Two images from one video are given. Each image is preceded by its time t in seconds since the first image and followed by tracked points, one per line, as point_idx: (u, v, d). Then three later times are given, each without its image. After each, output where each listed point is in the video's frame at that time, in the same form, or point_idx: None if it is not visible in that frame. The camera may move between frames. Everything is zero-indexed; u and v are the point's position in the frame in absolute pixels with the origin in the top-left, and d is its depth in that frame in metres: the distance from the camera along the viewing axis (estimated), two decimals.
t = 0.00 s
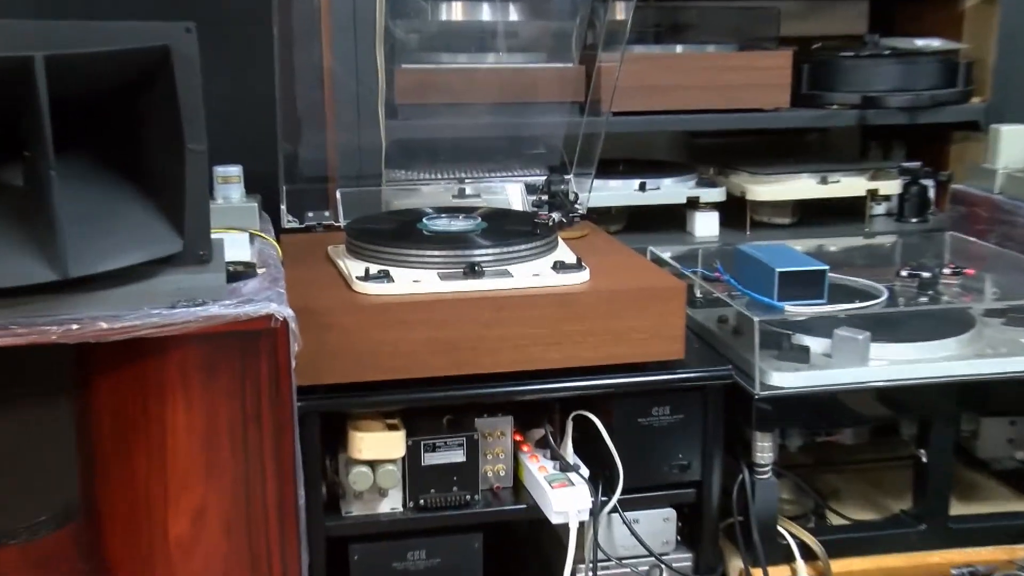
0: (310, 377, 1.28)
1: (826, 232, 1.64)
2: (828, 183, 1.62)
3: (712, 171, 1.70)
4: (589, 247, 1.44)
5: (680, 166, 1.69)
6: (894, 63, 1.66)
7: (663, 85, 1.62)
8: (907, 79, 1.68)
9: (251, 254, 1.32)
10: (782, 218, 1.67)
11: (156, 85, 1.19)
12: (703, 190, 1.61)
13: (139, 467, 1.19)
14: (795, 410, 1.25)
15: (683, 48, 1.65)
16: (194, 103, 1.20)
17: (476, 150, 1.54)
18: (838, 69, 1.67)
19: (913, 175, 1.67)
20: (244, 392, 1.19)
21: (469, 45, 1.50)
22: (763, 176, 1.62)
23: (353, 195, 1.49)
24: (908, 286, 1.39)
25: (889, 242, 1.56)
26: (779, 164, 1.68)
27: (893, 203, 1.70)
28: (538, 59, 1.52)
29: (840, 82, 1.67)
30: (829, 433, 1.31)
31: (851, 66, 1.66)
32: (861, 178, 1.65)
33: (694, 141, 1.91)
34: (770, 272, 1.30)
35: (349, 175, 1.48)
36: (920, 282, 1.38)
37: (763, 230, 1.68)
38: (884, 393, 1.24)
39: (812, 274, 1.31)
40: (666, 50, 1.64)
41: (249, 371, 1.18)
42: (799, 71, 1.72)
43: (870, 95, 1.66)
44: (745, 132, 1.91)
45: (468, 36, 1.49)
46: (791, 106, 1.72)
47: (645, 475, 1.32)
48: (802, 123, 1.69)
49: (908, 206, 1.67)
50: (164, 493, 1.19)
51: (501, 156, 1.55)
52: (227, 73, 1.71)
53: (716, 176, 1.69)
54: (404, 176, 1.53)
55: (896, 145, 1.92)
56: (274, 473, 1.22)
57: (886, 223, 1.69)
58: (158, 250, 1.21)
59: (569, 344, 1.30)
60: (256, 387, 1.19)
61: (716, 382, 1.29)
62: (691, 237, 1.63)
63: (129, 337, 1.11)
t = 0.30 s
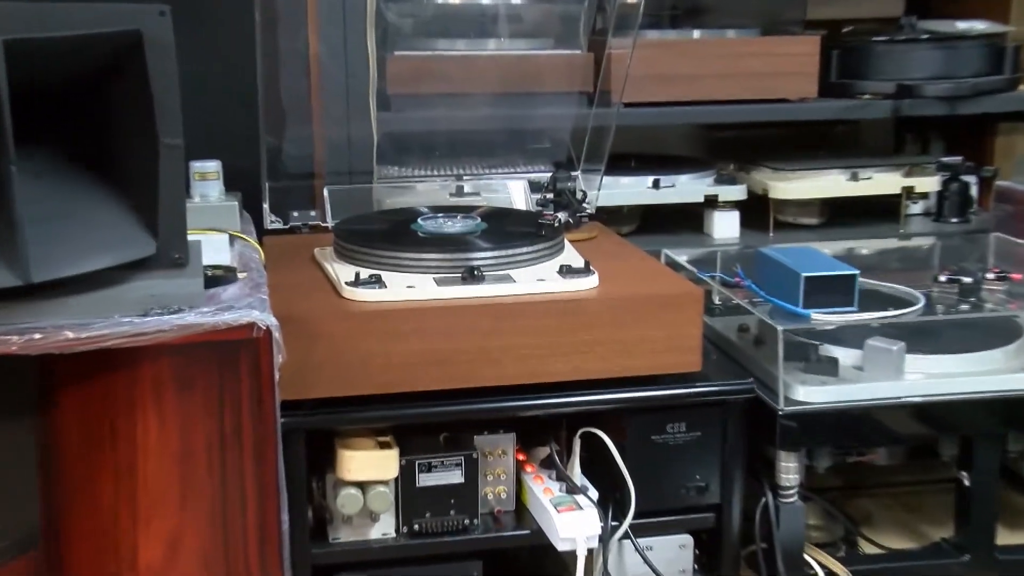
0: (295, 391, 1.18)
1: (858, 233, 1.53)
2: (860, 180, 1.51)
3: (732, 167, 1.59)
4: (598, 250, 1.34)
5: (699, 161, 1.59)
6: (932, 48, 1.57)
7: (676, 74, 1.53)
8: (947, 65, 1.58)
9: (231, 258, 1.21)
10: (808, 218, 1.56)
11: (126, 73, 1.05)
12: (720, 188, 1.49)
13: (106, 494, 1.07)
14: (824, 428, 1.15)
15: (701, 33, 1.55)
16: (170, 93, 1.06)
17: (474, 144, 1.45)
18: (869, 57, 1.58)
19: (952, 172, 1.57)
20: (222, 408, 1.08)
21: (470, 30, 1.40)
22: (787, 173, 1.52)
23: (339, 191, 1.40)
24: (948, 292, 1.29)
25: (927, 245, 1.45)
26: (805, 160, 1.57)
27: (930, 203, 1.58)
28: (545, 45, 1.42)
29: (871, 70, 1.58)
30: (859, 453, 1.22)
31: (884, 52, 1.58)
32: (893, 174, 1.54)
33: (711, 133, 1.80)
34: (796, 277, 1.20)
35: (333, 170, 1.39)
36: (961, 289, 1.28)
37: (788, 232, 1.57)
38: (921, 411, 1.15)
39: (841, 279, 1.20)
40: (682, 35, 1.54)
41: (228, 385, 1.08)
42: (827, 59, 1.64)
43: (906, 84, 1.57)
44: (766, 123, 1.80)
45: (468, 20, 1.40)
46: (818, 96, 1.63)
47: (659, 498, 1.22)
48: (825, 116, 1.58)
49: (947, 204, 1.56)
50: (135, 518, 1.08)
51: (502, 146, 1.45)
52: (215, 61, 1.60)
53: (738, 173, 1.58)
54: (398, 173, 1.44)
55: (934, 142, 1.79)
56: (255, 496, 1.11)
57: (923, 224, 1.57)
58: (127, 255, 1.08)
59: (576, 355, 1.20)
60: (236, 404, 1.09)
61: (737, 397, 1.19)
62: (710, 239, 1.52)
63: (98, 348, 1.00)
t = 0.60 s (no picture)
0: (276, 408, 1.08)
1: (894, 236, 1.43)
2: (897, 177, 1.41)
3: (755, 163, 1.50)
4: (608, 254, 1.23)
5: (721, 157, 1.48)
6: (976, 33, 1.47)
7: (695, 61, 1.44)
8: (993, 49, 1.48)
9: (209, 261, 1.11)
10: (837, 219, 1.46)
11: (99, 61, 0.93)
12: (740, 185, 1.40)
13: (70, 524, 0.96)
14: (857, 449, 1.05)
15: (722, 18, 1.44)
16: (145, 84, 0.93)
17: (471, 139, 1.34)
18: (906, 40, 1.49)
19: (997, 167, 1.48)
20: (199, 428, 0.97)
21: (468, 15, 1.31)
22: (815, 170, 1.41)
23: (324, 187, 1.31)
24: (993, 300, 1.19)
25: (971, 247, 1.35)
26: (831, 155, 1.47)
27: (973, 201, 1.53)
28: (549, 30, 1.33)
29: (909, 54, 1.48)
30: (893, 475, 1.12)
31: (924, 35, 1.48)
32: (936, 170, 1.44)
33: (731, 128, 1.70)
34: (826, 284, 1.10)
35: (317, 168, 1.30)
36: (1009, 296, 1.18)
37: (816, 233, 1.47)
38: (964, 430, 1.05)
39: (874, 285, 1.10)
40: (701, 18, 1.45)
41: (207, 403, 0.97)
42: (859, 43, 1.55)
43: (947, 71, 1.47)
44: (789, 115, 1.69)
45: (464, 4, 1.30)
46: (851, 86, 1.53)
47: (675, 524, 1.12)
48: (848, 106, 1.49)
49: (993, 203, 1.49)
50: (100, 552, 0.96)
51: (500, 143, 1.35)
52: (203, 47, 1.50)
53: (762, 171, 1.47)
54: (392, 169, 1.34)
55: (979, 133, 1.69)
56: (236, 528, 1.00)
57: (967, 222, 1.50)
58: (92, 260, 0.95)
59: (583, 367, 1.10)
60: (214, 423, 0.97)
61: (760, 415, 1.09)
62: (732, 241, 1.42)
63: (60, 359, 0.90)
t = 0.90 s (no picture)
0: (257, 421, 0.99)
1: (934, 233, 1.35)
2: (938, 168, 1.32)
3: (782, 155, 1.41)
4: (621, 254, 1.14)
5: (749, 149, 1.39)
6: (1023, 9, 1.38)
7: (713, 41, 1.35)
8: None
9: (184, 263, 1.01)
10: (873, 215, 1.38)
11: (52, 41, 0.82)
12: (762, 179, 1.32)
13: (29, 555, 0.85)
14: (894, 467, 0.96)
15: None
16: (111, 65, 0.82)
17: (470, 129, 1.26)
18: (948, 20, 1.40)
19: None
20: (172, 445, 0.87)
21: None
22: (851, 163, 1.32)
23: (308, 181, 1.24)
24: None
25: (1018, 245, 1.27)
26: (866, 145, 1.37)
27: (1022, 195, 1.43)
28: (556, 9, 1.22)
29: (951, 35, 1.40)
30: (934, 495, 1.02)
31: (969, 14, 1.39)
32: (981, 162, 1.34)
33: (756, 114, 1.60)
34: (861, 287, 1.00)
35: (301, 160, 1.22)
36: None
37: (848, 231, 1.38)
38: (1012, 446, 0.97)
39: (913, 287, 1.00)
40: None
41: (180, 417, 0.86)
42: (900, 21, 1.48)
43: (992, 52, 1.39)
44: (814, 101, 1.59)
45: None
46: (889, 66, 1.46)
47: (694, 549, 1.02)
48: (872, 92, 1.39)
49: None
50: None
51: (503, 134, 1.27)
52: (192, 26, 1.41)
53: (789, 162, 1.39)
54: (386, 160, 1.26)
55: None
56: (213, 556, 0.90)
57: (1016, 218, 1.41)
58: (55, 260, 0.84)
59: (592, 379, 1.00)
60: (189, 439, 0.87)
61: (787, 431, 0.99)
62: (757, 241, 1.34)
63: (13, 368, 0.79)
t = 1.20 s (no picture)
0: (236, 435, 0.90)
1: (976, 229, 1.26)
2: (984, 158, 1.23)
3: (812, 142, 1.32)
4: (635, 253, 1.04)
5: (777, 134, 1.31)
6: None
7: (732, 19, 1.26)
8: None
9: (153, 260, 0.92)
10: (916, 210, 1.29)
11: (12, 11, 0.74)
12: (790, 169, 1.22)
13: None
14: (934, 486, 0.87)
15: None
16: (72, 45, 0.73)
17: (467, 113, 1.17)
18: None
19: None
20: (139, 462, 0.76)
21: None
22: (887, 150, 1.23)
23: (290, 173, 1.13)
24: None
25: None
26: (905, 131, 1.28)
27: None
28: None
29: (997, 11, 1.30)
30: (976, 516, 0.94)
31: None
32: None
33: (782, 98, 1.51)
34: (900, 288, 0.90)
35: (283, 148, 1.13)
36: None
37: (886, 225, 1.29)
38: None
39: (956, 288, 0.91)
40: None
41: (149, 432, 0.76)
42: None
43: None
44: (848, 82, 1.51)
45: None
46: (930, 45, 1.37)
47: None
48: (906, 72, 1.30)
49: None
50: None
51: (503, 120, 1.18)
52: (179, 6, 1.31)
53: (821, 152, 1.30)
54: (377, 148, 1.17)
55: None
56: None
57: None
58: (12, 258, 0.74)
59: (602, 389, 0.91)
60: (159, 456, 0.77)
61: (815, 446, 0.91)
62: (784, 236, 1.25)
63: None
